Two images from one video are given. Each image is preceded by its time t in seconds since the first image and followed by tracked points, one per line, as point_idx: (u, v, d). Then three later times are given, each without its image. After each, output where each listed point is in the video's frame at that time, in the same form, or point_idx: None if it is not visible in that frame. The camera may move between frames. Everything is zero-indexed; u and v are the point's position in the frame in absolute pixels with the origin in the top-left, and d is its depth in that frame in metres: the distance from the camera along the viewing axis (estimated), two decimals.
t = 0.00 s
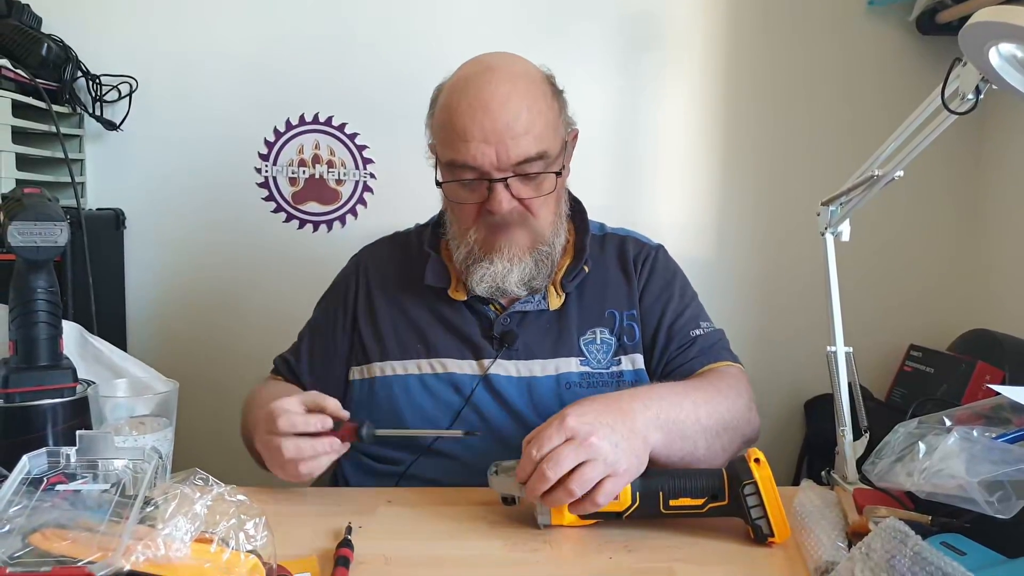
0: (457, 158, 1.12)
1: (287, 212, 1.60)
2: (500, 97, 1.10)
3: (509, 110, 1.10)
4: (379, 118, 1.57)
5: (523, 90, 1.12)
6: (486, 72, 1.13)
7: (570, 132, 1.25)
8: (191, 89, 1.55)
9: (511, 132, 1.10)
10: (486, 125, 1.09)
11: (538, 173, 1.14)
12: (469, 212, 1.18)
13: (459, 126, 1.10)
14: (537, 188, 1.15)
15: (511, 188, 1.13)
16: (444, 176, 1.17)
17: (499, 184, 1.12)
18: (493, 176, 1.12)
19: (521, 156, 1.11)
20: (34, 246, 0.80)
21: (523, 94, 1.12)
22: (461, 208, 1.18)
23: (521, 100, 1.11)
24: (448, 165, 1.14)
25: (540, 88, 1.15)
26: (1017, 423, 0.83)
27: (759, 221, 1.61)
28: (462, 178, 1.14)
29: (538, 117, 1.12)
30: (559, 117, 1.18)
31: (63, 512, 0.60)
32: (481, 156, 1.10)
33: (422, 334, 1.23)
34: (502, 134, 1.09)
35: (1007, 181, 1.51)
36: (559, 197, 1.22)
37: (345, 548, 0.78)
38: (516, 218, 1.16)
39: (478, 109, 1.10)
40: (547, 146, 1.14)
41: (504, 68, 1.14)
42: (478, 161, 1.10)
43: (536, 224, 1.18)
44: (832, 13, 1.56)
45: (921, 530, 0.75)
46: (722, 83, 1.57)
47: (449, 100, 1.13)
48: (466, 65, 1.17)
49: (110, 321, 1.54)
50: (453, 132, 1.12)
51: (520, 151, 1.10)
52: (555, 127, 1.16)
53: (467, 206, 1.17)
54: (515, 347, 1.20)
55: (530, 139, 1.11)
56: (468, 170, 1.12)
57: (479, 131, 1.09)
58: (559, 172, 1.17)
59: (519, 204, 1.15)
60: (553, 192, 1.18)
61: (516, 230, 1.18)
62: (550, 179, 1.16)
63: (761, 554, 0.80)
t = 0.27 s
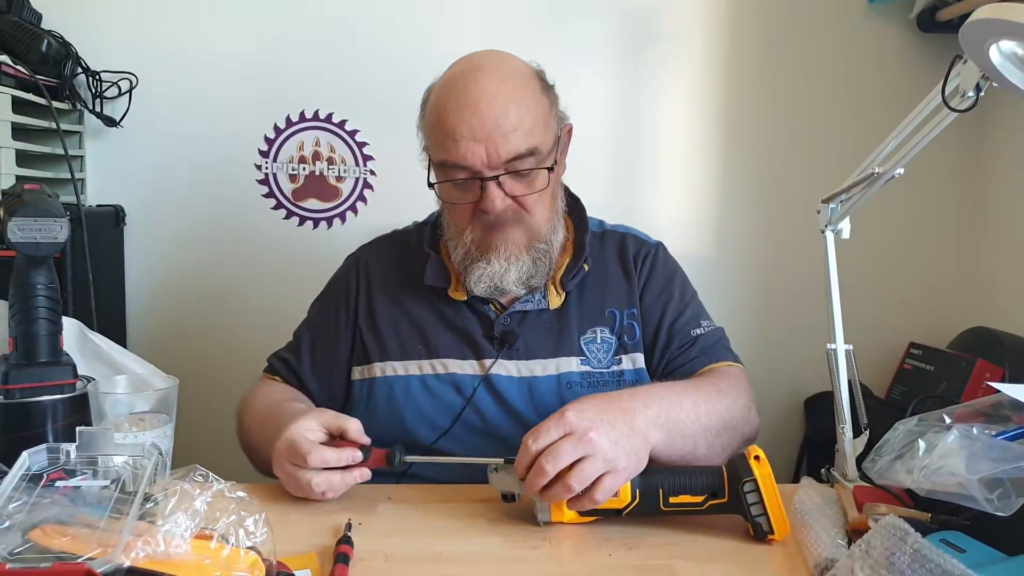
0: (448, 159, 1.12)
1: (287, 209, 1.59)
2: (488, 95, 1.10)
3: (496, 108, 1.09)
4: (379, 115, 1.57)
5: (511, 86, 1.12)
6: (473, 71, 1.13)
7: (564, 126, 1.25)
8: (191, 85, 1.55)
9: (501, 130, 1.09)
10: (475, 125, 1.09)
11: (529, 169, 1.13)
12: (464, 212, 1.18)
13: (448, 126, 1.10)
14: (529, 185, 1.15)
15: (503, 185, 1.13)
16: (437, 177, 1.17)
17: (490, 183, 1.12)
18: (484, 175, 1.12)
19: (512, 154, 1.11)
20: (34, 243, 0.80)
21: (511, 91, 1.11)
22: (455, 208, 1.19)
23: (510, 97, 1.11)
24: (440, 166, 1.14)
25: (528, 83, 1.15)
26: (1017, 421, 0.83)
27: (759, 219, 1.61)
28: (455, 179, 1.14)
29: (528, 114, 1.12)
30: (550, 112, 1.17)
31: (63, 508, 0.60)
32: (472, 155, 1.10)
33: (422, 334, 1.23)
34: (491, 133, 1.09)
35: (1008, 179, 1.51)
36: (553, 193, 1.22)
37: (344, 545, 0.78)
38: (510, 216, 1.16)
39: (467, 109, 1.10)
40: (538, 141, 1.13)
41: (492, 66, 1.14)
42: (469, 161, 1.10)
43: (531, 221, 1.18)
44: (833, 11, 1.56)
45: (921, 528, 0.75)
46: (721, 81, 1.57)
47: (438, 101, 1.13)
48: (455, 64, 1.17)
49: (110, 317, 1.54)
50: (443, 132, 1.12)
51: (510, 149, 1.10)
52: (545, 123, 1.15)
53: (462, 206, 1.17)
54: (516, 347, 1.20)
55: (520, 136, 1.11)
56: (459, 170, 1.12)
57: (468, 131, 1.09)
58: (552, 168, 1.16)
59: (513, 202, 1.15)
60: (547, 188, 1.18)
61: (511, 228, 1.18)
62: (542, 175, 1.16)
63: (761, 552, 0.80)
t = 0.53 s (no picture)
0: (451, 158, 1.12)
1: (286, 208, 1.59)
2: (492, 95, 1.10)
3: (500, 108, 1.09)
4: (379, 113, 1.57)
5: (515, 87, 1.12)
6: (477, 70, 1.13)
7: (566, 127, 1.25)
8: (191, 83, 1.55)
9: (504, 130, 1.09)
10: (478, 125, 1.09)
11: (533, 170, 1.14)
12: (467, 212, 1.18)
13: (451, 126, 1.10)
14: (533, 185, 1.15)
15: (506, 186, 1.13)
16: (440, 177, 1.17)
17: (494, 183, 1.12)
18: (488, 175, 1.12)
19: (515, 154, 1.11)
20: (34, 241, 0.80)
21: (515, 91, 1.11)
22: (458, 208, 1.19)
23: (514, 97, 1.11)
24: (443, 165, 1.14)
25: (532, 83, 1.15)
26: (1016, 420, 0.83)
27: (759, 218, 1.61)
28: (458, 179, 1.14)
29: (532, 115, 1.12)
30: (554, 113, 1.17)
31: (62, 506, 0.60)
32: (475, 155, 1.10)
33: (422, 333, 1.23)
34: (494, 133, 1.09)
35: (1008, 177, 1.51)
36: (556, 194, 1.22)
37: (344, 543, 0.78)
38: (513, 216, 1.16)
39: (471, 110, 1.09)
40: (542, 142, 1.13)
41: (496, 66, 1.13)
42: (472, 161, 1.10)
43: (534, 221, 1.18)
44: (833, 10, 1.56)
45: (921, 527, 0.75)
46: (721, 80, 1.57)
47: (441, 101, 1.13)
48: (457, 63, 1.17)
49: (110, 316, 1.54)
50: (446, 132, 1.11)
51: (514, 149, 1.10)
52: (549, 123, 1.15)
53: (465, 206, 1.17)
54: (516, 345, 1.20)
55: (523, 136, 1.11)
56: (463, 170, 1.12)
57: (471, 131, 1.09)
58: (555, 169, 1.17)
59: (516, 202, 1.15)
60: (550, 189, 1.18)
61: (513, 228, 1.18)
62: (546, 175, 1.16)
63: (759, 551, 0.80)
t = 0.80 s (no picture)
0: (458, 158, 1.11)
1: (286, 210, 1.59)
2: (500, 95, 1.10)
3: (509, 108, 1.09)
4: (378, 114, 1.57)
5: (523, 87, 1.12)
6: (485, 71, 1.12)
7: (569, 128, 1.25)
8: (190, 86, 1.55)
9: (513, 130, 1.09)
10: (488, 125, 1.09)
11: (540, 170, 1.13)
12: (473, 212, 1.17)
13: (459, 126, 1.10)
14: (541, 185, 1.15)
15: (514, 186, 1.13)
16: (446, 177, 1.16)
17: (502, 183, 1.12)
18: (496, 176, 1.12)
19: (525, 154, 1.11)
20: (33, 245, 0.80)
21: (523, 92, 1.11)
22: (463, 208, 1.18)
23: (522, 98, 1.11)
24: (450, 165, 1.13)
25: (538, 84, 1.15)
26: (1017, 421, 0.83)
27: (758, 218, 1.61)
28: (466, 179, 1.13)
29: (539, 115, 1.12)
30: (558, 113, 1.18)
31: (61, 511, 0.60)
32: (484, 155, 1.10)
33: (423, 334, 1.23)
34: (504, 133, 1.09)
35: (1008, 177, 1.50)
36: (561, 194, 1.22)
37: (344, 546, 0.78)
38: (520, 216, 1.16)
39: (479, 110, 1.09)
40: (549, 142, 1.13)
41: (503, 66, 1.13)
42: (481, 160, 1.10)
43: (540, 221, 1.18)
44: (832, 10, 1.56)
45: (921, 529, 0.75)
46: (721, 81, 1.57)
47: (448, 101, 1.12)
48: (462, 64, 1.16)
49: (109, 318, 1.54)
50: (454, 133, 1.11)
51: (523, 149, 1.10)
52: (555, 123, 1.15)
53: (471, 207, 1.17)
54: (518, 347, 1.20)
55: (532, 136, 1.11)
56: (471, 170, 1.12)
57: (480, 131, 1.09)
58: (562, 169, 1.17)
59: (523, 202, 1.15)
60: (557, 189, 1.18)
61: (520, 228, 1.17)
62: (553, 176, 1.16)
63: (760, 553, 0.80)
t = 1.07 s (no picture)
0: (476, 161, 1.11)
1: (286, 215, 1.60)
2: (522, 100, 1.10)
3: (530, 113, 1.09)
4: (378, 120, 1.57)
5: (544, 94, 1.12)
6: (507, 75, 1.12)
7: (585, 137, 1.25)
8: (190, 92, 1.55)
9: (534, 135, 1.09)
10: (508, 128, 1.08)
11: (557, 177, 1.13)
12: (486, 215, 1.17)
13: (479, 128, 1.10)
14: (556, 193, 1.14)
15: (530, 191, 1.12)
16: (461, 180, 1.16)
17: (519, 188, 1.11)
18: (514, 180, 1.11)
19: (543, 160, 1.10)
20: (34, 251, 0.80)
21: (544, 98, 1.12)
22: (476, 211, 1.17)
23: (543, 104, 1.11)
24: (466, 167, 1.13)
25: (559, 92, 1.15)
26: (1017, 425, 0.83)
27: (759, 222, 1.61)
28: (481, 182, 1.13)
29: (559, 122, 1.12)
30: (577, 122, 1.18)
31: (62, 518, 0.60)
32: (503, 159, 1.09)
33: (429, 340, 1.23)
34: (524, 137, 1.09)
35: (1008, 180, 1.51)
36: (574, 202, 1.21)
37: (344, 552, 0.77)
38: (534, 222, 1.16)
39: (501, 113, 1.09)
40: (568, 150, 1.13)
41: (525, 72, 1.14)
42: (499, 164, 1.10)
43: (553, 229, 1.18)
44: (831, 14, 1.56)
45: (922, 533, 0.75)
46: (721, 85, 1.57)
47: (468, 103, 1.12)
48: (482, 67, 1.16)
49: (110, 324, 1.54)
50: (474, 135, 1.10)
51: (542, 155, 1.10)
52: (574, 132, 1.15)
53: (485, 210, 1.16)
54: (525, 353, 1.20)
55: (551, 143, 1.10)
56: (487, 174, 1.11)
57: (500, 134, 1.09)
58: (578, 177, 1.16)
59: (538, 209, 1.14)
60: (572, 197, 1.18)
61: (532, 234, 1.17)
62: (569, 184, 1.16)
63: (761, 558, 0.80)
